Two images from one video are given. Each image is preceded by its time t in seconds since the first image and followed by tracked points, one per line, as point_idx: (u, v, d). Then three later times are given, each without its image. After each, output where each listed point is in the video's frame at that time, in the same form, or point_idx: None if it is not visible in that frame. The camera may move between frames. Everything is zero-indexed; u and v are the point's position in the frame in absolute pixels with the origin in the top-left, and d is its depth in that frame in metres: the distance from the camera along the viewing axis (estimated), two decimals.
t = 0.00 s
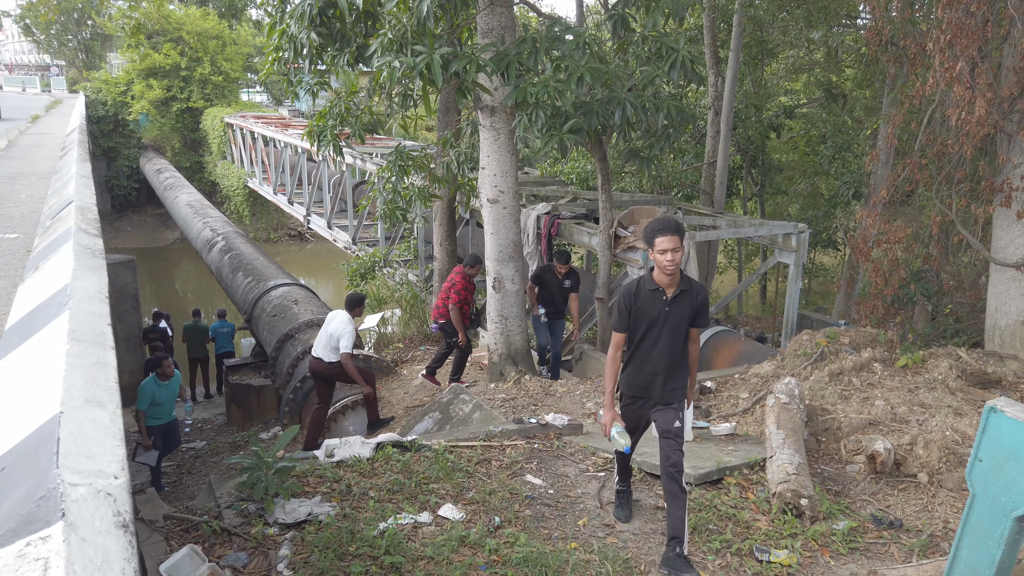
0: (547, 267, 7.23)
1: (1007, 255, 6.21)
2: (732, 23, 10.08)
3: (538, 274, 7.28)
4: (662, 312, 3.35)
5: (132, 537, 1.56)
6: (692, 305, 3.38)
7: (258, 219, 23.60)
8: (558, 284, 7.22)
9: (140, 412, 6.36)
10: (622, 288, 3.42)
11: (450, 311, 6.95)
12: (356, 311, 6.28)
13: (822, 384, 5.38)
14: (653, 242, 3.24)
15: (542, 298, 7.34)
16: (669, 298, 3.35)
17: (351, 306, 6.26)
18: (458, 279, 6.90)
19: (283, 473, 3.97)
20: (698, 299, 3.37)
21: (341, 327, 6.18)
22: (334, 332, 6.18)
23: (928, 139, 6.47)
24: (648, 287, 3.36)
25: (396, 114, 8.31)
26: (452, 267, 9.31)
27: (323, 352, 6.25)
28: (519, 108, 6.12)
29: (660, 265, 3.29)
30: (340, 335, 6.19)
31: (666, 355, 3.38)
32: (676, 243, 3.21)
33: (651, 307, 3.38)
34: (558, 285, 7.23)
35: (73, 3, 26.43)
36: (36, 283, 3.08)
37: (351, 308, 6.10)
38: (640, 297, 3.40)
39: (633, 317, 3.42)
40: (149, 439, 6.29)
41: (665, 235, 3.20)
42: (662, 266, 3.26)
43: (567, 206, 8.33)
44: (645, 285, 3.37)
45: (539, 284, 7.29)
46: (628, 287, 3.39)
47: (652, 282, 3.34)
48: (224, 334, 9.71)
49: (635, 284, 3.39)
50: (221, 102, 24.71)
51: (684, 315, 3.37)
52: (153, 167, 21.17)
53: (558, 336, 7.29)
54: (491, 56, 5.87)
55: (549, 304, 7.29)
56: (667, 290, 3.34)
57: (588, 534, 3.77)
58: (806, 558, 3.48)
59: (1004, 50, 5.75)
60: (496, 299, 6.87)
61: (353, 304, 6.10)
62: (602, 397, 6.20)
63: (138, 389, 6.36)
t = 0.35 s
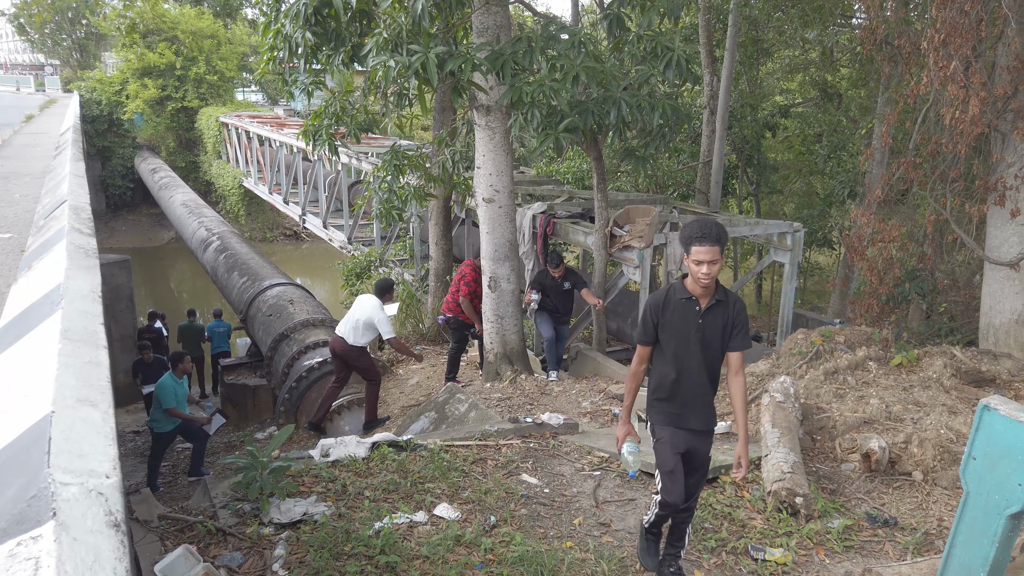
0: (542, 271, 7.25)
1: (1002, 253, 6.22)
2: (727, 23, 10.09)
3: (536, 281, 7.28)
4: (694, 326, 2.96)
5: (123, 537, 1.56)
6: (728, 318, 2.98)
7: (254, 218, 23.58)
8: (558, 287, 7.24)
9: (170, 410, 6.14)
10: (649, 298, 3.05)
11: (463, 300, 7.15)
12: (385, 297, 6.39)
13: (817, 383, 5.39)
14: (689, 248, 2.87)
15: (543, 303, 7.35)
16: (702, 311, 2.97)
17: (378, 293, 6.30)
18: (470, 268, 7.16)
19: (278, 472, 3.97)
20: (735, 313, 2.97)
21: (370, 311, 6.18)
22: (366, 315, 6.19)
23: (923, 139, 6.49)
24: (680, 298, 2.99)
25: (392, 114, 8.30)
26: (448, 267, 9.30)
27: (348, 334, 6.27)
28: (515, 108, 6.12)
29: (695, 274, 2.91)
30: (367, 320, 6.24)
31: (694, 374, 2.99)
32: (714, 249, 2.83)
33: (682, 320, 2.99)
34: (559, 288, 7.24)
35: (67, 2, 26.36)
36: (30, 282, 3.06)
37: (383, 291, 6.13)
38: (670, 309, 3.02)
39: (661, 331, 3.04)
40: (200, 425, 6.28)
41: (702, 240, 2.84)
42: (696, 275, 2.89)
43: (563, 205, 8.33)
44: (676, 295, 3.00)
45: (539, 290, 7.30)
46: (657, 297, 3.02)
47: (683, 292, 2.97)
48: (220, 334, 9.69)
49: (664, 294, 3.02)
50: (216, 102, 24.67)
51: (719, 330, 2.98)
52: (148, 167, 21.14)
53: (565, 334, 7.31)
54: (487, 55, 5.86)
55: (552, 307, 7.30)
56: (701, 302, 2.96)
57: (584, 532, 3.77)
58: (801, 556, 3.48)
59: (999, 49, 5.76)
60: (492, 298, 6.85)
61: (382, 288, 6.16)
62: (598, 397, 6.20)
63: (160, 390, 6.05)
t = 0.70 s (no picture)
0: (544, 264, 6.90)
1: (998, 252, 6.24)
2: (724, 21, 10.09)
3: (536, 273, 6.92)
4: (724, 366, 2.69)
5: (119, 536, 1.55)
6: (762, 355, 2.69)
7: (251, 217, 23.54)
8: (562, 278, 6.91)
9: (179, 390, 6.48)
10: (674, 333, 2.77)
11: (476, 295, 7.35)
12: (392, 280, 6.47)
13: (814, 380, 5.41)
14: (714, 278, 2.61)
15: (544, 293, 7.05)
16: (732, 348, 2.68)
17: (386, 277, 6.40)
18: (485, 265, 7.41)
19: (275, 471, 3.96)
20: (771, 348, 2.68)
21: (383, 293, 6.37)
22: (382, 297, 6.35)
23: (919, 137, 6.50)
24: (707, 335, 2.69)
25: (388, 112, 8.28)
26: (445, 265, 9.30)
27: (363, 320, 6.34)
28: (512, 106, 6.11)
29: (723, 309, 2.62)
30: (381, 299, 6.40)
31: (724, 420, 2.74)
32: (740, 277, 2.56)
33: (711, 360, 2.71)
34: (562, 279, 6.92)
35: None
36: (25, 280, 3.05)
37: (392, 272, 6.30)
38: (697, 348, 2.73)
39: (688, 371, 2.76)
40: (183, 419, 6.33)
41: (728, 266, 2.58)
42: (724, 310, 2.60)
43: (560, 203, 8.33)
44: (703, 331, 2.71)
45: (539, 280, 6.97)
46: (681, 333, 2.75)
47: (710, 329, 2.68)
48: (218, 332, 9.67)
49: (690, 330, 2.73)
50: (212, 101, 24.62)
51: (753, 369, 2.69)
52: (145, 165, 21.11)
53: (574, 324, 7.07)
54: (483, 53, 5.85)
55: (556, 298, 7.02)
56: (730, 339, 2.67)
57: (581, 531, 3.78)
58: (798, 554, 3.49)
59: (994, 48, 5.77)
60: (489, 297, 6.85)
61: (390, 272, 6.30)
62: (595, 396, 6.20)
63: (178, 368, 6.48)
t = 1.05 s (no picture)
0: (561, 249, 6.45)
1: (996, 251, 6.24)
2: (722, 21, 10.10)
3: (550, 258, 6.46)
4: (759, 385, 2.29)
5: (114, 535, 1.55)
6: (803, 371, 2.31)
7: (249, 216, 23.53)
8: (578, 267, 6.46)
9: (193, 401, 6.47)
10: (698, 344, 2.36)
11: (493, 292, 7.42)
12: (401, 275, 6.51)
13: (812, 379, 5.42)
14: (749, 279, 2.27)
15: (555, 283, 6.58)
16: (768, 364, 2.28)
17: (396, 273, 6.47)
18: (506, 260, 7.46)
19: (272, 471, 3.95)
20: (814, 364, 2.30)
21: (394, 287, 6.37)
22: (390, 292, 6.37)
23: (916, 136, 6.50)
24: (739, 348, 2.29)
25: (387, 111, 8.26)
26: (443, 264, 9.30)
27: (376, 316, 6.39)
28: (510, 105, 6.11)
29: (758, 318, 2.25)
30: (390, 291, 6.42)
31: (764, 449, 2.32)
32: (780, 278, 2.23)
33: (743, 378, 2.30)
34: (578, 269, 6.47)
35: None
36: (21, 279, 3.05)
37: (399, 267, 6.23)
38: (727, 364, 2.31)
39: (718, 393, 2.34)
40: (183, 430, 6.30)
41: (765, 265, 2.25)
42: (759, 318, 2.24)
43: (559, 203, 8.32)
44: (734, 343, 2.30)
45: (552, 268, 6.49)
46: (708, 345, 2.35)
47: (742, 341, 2.28)
48: (218, 332, 9.66)
49: (719, 342, 2.32)
50: (210, 100, 24.58)
51: (793, 388, 2.29)
52: (143, 164, 21.09)
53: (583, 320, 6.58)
54: (482, 52, 5.85)
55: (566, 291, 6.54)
56: (767, 354, 2.28)
57: (579, 530, 3.77)
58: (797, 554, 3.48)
59: (992, 47, 5.78)
60: (487, 296, 6.85)
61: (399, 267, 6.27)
62: (593, 395, 6.20)
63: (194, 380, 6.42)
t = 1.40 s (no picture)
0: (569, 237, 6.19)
1: (991, 248, 6.24)
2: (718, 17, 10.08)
3: (559, 247, 6.21)
4: (833, 439, 2.03)
5: (105, 534, 1.54)
6: (884, 427, 2.05)
7: (245, 214, 23.50)
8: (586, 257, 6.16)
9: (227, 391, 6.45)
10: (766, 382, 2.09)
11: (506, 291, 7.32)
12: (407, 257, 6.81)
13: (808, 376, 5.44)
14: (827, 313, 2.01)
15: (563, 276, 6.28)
16: (846, 414, 2.03)
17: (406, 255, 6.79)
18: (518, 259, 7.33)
19: (268, 469, 3.93)
20: (897, 422, 2.04)
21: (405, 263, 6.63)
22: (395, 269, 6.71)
23: (912, 133, 6.51)
24: (815, 392, 2.03)
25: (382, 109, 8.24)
26: (439, 262, 9.29)
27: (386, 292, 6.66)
28: (506, 102, 6.09)
29: (840, 361, 1.98)
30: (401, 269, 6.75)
31: (830, 509, 2.07)
32: (866, 315, 1.96)
33: (815, 428, 2.04)
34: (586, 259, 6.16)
35: None
36: (14, 277, 3.03)
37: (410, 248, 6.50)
38: (799, 412, 2.05)
39: (784, 442, 2.07)
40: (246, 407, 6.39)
41: (846, 300, 1.98)
42: (840, 361, 1.98)
43: (555, 199, 8.31)
44: (807, 384, 2.05)
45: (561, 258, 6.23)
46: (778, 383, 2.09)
47: (819, 386, 2.02)
48: (214, 329, 9.64)
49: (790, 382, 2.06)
50: (205, 97, 24.51)
51: (871, 445, 2.04)
52: (138, 162, 21.02)
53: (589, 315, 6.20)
54: (477, 49, 5.83)
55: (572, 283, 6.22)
56: (845, 405, 2.02)
57: (575, 527, 3.77)
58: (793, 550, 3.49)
59: (987, 44, 5.78)
60: (483, 294, 6.85)
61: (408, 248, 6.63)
62: (589, 392, 6.21)
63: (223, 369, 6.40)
